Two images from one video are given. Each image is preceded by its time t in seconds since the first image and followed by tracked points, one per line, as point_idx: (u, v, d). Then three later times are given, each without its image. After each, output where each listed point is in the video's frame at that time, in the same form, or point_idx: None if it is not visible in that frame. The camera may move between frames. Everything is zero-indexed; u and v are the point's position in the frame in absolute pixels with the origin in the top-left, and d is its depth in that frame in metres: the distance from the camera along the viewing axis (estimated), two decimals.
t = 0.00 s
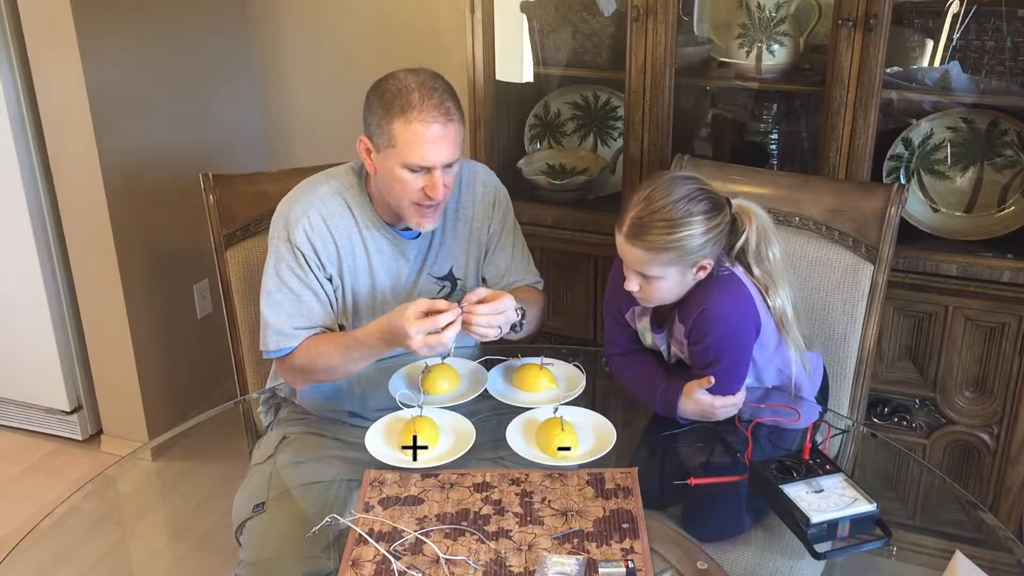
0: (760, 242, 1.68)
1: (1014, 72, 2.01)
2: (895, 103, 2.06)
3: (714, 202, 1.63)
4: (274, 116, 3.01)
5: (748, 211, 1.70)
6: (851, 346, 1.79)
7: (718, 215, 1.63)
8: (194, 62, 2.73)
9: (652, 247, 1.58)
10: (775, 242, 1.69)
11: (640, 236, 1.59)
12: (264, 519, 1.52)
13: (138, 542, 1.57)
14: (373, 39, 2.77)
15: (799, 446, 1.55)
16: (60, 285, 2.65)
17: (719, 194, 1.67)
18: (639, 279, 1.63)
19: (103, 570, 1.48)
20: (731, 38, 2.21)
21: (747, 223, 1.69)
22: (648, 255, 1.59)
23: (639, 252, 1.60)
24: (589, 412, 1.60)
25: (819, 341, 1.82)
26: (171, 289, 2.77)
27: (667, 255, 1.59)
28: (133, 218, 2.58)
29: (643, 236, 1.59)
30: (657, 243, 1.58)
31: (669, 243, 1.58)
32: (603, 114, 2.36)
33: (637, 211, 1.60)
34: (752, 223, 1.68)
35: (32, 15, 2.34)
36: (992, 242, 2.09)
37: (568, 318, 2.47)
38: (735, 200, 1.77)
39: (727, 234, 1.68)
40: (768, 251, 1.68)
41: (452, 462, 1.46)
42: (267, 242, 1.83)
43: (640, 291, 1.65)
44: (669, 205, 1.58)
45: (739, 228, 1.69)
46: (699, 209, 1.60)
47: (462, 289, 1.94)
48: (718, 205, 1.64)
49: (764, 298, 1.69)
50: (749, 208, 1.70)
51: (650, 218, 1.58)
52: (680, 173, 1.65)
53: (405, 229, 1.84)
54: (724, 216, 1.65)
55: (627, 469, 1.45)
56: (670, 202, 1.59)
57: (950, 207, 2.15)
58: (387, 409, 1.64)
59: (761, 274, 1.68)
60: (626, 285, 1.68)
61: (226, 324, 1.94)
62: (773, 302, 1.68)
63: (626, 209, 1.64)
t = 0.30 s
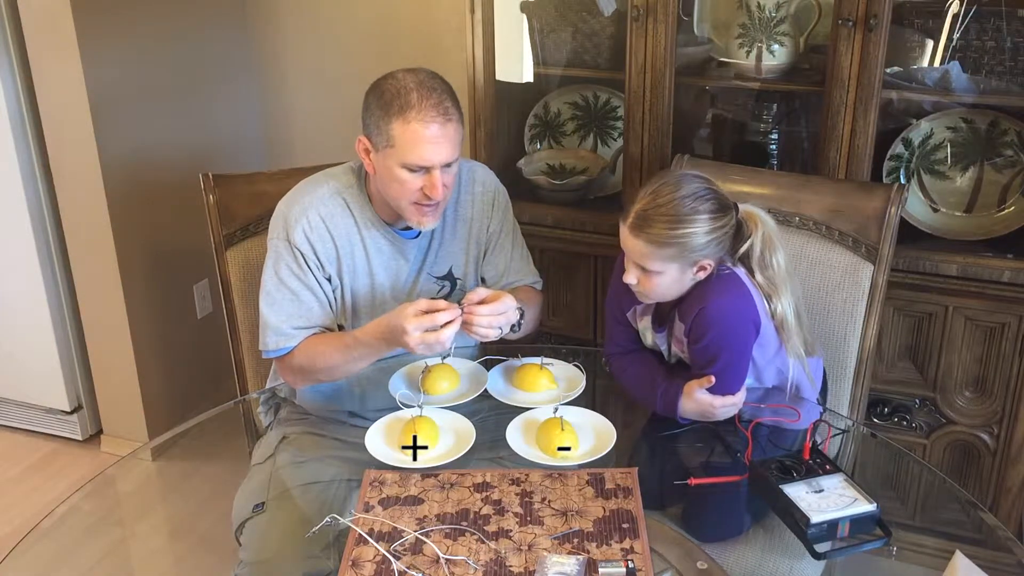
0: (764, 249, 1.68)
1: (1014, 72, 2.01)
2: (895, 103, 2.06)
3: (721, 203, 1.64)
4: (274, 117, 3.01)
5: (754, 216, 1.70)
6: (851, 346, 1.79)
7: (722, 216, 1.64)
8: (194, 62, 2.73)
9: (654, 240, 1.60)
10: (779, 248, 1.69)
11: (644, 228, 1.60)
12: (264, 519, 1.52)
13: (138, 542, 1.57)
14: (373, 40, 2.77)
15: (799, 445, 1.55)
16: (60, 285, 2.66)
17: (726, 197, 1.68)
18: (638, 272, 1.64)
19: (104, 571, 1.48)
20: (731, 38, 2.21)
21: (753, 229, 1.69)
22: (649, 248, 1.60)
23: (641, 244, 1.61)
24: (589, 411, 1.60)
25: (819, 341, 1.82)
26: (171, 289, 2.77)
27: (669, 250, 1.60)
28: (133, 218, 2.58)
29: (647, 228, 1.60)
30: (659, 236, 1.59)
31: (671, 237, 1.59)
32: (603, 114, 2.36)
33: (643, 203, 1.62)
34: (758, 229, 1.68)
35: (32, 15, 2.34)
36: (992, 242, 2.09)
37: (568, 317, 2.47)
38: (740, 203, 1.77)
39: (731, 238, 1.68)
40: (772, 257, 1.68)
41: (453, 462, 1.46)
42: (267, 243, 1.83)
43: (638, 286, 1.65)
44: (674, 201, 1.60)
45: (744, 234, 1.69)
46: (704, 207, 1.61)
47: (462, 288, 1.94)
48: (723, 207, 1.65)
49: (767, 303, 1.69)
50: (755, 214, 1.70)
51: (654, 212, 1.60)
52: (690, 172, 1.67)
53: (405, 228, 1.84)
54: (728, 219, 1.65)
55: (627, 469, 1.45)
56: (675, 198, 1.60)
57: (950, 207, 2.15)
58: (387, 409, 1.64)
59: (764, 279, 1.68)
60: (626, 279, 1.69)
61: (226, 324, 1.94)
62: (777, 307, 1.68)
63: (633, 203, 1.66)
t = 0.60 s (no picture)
0: (768, 249, 1.68)
1: (1014, 72, 2.00)
2: (895, 103, 2.06)
3: (727, 199, 1.65)
4: (275, 117, 3.01)
5: (758, 217, 1.70)
6: (851, 346, 1.79)
7: (728, 213, 1.64)
8: (194, 62, 2.73)
9: (659, 233, 1.60)
10: (783, 249, 1.69)
11: (650, 221, 1.60)
12: (265, 519, 1.52)
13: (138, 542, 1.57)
14: (373, 40, 2.77)
15: (799, 446, 1.55)
16: (60, 285, 2.66)
17: (732, 195, 1.68)
18: (641, 266, 1.64)
19: (104, 571, 1.48)
20: (731, 38, 2.21)
21: (757, 229, 1.69)
22: (653, 240, 1.61)
23: (646, 236, 1.61)
24: (589, 412, 1.60)
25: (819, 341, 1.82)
26: (171, 289, 2.77)
27: (674, 244, 1.60)
28: (134, 218, 2.58)
29: (653, 221, 1.60)
30: (665, 229, 1.59)
31: (677, 231, 1.59)
32: (603, 114, 2.36)
33: (649, 197, 1.62)
34: (763, 230, 1.69)
35: (32, 15, 2.34)
36: (992, 242, 2.09)
37: (568, 317, 2.47)
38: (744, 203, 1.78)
39: (735, 236, 1.68)
40: (775, 258, 1.68)
41: (453, 462, 1.46)
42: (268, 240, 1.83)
43: (641, 280, 1.65)
44: (681, 194, 1.60)
45: (748, 234, 1.69)
46: (711, 202, 1.62)
47: (462, 288, 1.94)
48: (729, 204, 1.65)
49: (768, 303, 1.69)
50: (760, 215, 1.70)
51: (661, 204, 1.60)
52: (697, 167, 1.67)
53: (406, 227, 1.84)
54: (733, 217, 1.66)
55: (627, 469, 1.45)
56: (682, 192, 1.61)
57: (950, 207, 2.15)
58: (387, 409, 1.64)
59: (767, 280, 1.68)
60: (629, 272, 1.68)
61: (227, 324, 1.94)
62: (778, 308, 1.68)
63: (639, 196, 1.66)
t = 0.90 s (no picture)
0: (769, 249, 1.68)
1: (1014, 72, 2.00)
2: (895, 103, 2.06)
3: (727, 197, 1.65)
4: (274, 117, 3.01)
5: (759, 216, 1.71)
6: (851, 346, 1.79)
7: (729, 211, 1.65)
8: (193, 62, 2.73)
9: (661, 231, 1.60)
10: (785, 249, 1.69)
11: (651, 218, 1.61)
12: (264, 519, 1.52)
13: (137, 542, 1.57)
14: (373, 39, 2.77)
15: (799, 446, 1.55)
16: (60, 285, 2.65)
17: (733, 194, 1.69)
18: (643, 265, 1.64)
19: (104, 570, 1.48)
20: (731, 38, 2.20)
21: (758, 228, 1.70)
22: (656, 239, 1.61)
23: (648, 235, 1.61)
24: (589, 412, 1.60)
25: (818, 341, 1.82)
26: (171, 289, 2.77)
27: (676, 242, 1.60)
28: (134, 218, 2.58)
29: (654, 219, 1.61)
30: (667, 227, 1.60)
31: (678, 228, 1.60)
32: (603, 114, 2.36)
33: (650, 195, 1.62)
34: (764, 229, 1.69)
35: (32, 15, 2.34)
36: (991, 242, 2.09)
37: (567, 317, 2.47)
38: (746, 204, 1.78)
39: (736, 235, 1.69)
40: (777, 258, 1.68)
41: (453, 462, 1.46)
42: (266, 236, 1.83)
43: (642, 279, 1.65)
44: (683, 192, 1.61)
45: (749, 234, 1.70)
46: (711, 200, 1.62)
47: (461, 283, 1.94)
48: (730, 202, 1.66)
49: (769, 303, 1.69)
50: (761, 215, 1.71)
51: (662, 202, 1.60)
52: (697, 165, 1.67)
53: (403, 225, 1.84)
54: (735, 215, 1.66)
55: (627, 469, 1.45)
56: (683, 189, 1.61)
57: (950, 207, 2.15)
58: (387, 409, 1.64)
59: (768, 280, 1.68)
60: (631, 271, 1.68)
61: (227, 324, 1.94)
62: (780, 307, 1.68)
63: (640, 195, 1.66)
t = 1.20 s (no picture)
0: (770, 249, 1.68)
1: (1014, 72, 2.00)
2: (895, 103, 2.06)
3: (728, 198, 1.65)
4: (274, 117, 3.01)
5: (760, 216, 1.71)
6: (851, 346, 1.79)
7: (729, 211, 1.65)
8: (193, 61, 2.73)
9: (662, 231, 1.60)
10: (785, 249, 1.69)
11: (652, 219, 1.61)
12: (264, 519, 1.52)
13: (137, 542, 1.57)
14: (373, 39, 2.77)
15: (800, 446, 1.55)
16: (59, 284, 2.65)
17: (733, 194, 1.69)
18: (643, 265, 1.64)
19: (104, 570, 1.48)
20: (731, 38, 2.20)
21: (758, 228, 1.70)
22: (656, 239, 1.61)
23: (649, 235, 1.61)
24: (589, 412, 1.60)
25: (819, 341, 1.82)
26: (171, 288, 2.77)
27: (676, 242, 1.60)
28: (134, 218, 2.58)
29: (654, 220, 1.61)
30: (667, 227, 1.60)
31: (679, 229, 1.60)
32: (603, 114, 2.36)
33: (651, 196, 1.63)
34: (764, 229, 1.69)
35: (32, 15, 2.34)
36: (991, 242, 2.09)
37: (567, 317, 2.47)
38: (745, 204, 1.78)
39: (736, 235, 1.69)
40: (777, 258, 1.68)
41: (453, 462, 1.46)
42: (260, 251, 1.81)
43: (643, 280, 1.65)
44: (683, 193, 1.61)
45: (749, 234, 1.70)
46: (712, 201, 1.62)
47: (461, 288, 1.95)
48: (730, 202, 1.66)
49: (770, 303, 1.69)
50: (761, 215, 1.71)
51: (663, 202, 1.60)
52: (698, 167, 1.67)
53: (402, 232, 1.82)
54: (735, 215, 1.66)
55: (627, 469, 1.45)
56: (684, 190, 1.61)
57: (950, 207, 2.15)
58: (387, 409, 1.64)
59: (769, 279, 1.68)
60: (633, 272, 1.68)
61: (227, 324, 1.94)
62: (781, 307, 1.68)
63: (641, 196, 1.66)
